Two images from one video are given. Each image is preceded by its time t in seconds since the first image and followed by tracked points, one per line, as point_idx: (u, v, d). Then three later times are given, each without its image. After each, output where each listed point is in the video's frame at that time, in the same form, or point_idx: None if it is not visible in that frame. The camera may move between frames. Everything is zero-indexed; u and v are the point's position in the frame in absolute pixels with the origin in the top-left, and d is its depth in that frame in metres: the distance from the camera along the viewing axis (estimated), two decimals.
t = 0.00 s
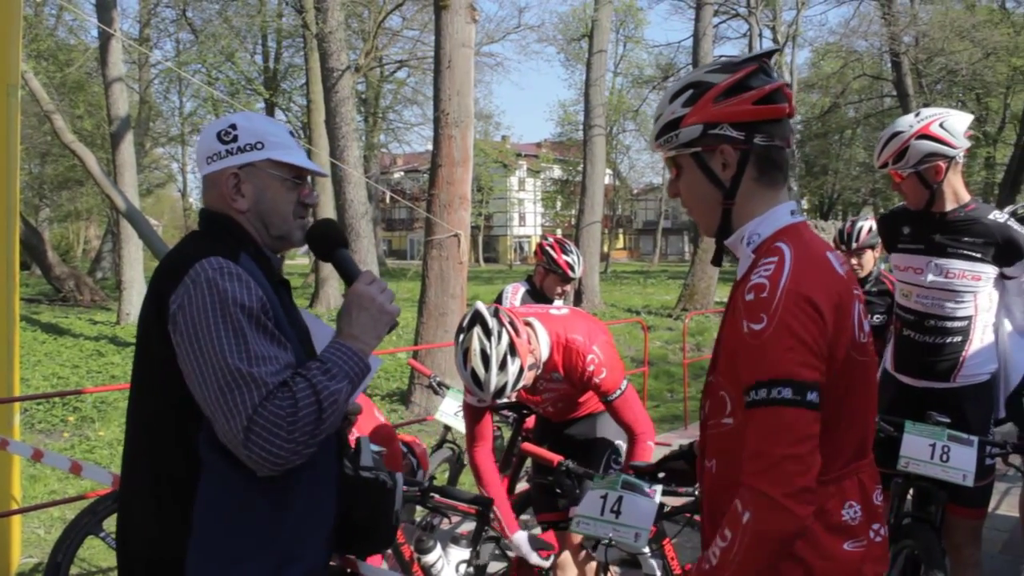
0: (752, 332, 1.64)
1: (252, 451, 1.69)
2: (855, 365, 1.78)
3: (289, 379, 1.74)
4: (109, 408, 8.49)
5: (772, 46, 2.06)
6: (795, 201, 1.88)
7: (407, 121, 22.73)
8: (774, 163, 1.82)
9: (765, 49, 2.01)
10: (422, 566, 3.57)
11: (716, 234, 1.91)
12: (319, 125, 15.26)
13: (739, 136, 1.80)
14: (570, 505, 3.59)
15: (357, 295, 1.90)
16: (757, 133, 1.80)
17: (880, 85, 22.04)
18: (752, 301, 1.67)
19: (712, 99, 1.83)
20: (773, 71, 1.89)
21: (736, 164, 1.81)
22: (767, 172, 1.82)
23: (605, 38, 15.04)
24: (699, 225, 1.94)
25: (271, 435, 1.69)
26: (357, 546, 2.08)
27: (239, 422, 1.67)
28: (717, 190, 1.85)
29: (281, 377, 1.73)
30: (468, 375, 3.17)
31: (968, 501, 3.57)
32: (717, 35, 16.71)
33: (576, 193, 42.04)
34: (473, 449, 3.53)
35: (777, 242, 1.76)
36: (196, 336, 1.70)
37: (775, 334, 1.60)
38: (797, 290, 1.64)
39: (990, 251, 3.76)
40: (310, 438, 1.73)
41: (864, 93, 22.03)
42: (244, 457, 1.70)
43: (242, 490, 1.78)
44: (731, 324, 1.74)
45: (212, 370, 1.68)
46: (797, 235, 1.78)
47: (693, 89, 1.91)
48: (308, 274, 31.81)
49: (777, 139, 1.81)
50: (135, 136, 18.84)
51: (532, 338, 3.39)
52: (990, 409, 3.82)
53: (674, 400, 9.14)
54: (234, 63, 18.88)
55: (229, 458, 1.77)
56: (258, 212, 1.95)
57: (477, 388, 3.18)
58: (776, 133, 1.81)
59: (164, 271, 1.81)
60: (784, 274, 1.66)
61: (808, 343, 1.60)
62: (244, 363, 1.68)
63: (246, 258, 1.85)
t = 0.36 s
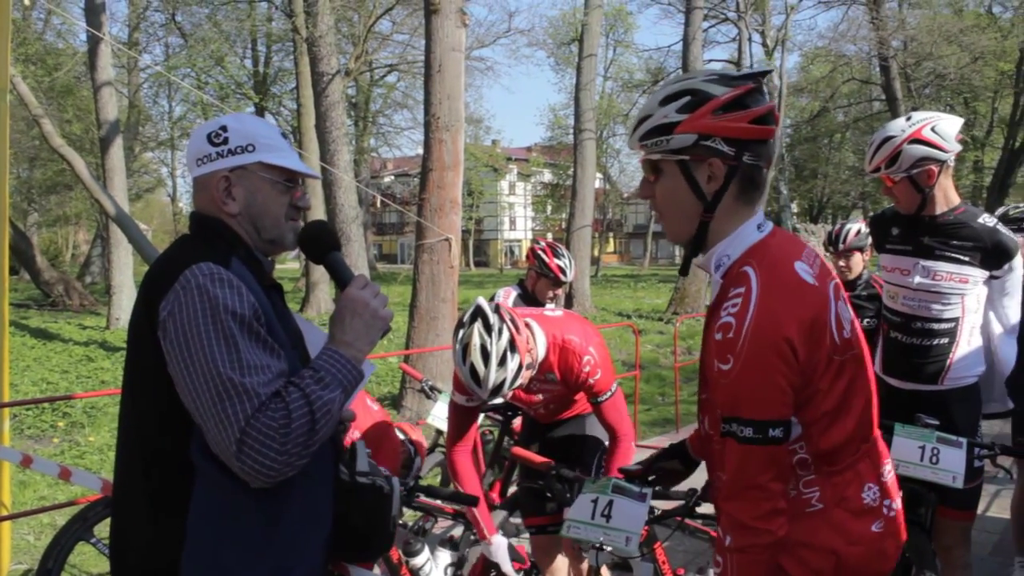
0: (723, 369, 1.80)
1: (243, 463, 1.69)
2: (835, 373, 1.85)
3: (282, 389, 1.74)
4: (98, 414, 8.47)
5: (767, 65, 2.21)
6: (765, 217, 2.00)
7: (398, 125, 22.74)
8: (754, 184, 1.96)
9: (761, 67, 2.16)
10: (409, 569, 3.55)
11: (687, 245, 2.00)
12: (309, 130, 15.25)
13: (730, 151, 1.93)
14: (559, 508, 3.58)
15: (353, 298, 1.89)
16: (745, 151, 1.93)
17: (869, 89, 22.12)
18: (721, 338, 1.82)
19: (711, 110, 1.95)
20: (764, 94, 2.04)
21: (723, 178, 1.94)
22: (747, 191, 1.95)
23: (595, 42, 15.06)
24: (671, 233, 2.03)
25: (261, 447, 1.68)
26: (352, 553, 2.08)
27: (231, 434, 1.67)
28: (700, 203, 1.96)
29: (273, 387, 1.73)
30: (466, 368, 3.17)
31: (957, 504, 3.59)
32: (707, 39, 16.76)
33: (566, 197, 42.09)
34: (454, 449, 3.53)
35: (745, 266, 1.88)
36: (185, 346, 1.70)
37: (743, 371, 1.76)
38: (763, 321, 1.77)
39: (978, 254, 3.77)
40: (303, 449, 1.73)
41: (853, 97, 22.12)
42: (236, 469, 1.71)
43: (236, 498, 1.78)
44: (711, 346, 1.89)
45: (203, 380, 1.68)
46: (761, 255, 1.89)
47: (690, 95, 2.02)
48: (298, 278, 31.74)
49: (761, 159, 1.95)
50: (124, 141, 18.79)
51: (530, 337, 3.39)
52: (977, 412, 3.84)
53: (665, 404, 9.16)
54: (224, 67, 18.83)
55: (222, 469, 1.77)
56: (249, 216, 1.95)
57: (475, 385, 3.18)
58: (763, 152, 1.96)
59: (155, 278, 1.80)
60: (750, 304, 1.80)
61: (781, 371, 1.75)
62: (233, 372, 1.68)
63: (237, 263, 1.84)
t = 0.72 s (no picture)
0: (746, 363, 1.88)
1: (239, 472, 1.68)
2: (846, 361, 1.98)
3: (277, 397, 1.72)
4: (97, 417, 8.46)
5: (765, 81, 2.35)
6: (765, 218, 2.12)
7: (395, 127, 22.74)
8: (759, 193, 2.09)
9: (762, 79, 2.30)
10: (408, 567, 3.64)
11: (697, 248, 2.11)
12: (306, 131, 15.23)
13: (745, 157, 2.05)
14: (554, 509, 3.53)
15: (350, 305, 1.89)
16: (756, 157, 2.08)
17: (866, 87, 22.11)
18: (745, 332, 1.89)
19: (733, 118, 2.06)
20: (771, 106, 2.20)
21: (737, 182, 2.06)
22: (754, 199, 2.08)
23: (592, 42, 15.04)
24: (679, 236, 2.14)
25: (255, 454, 1.67)
26: (353, 556, 2.07)
27: (225, 442, 1.66)
28: (712, 205, 2.07)
29: (268, 394, 1.71)
30: (454, 358, 3.21)
31: (956, 502, 3.59)
32: (703, 39, 16.75)
33: (564, 197, 42.07)
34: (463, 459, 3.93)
35: (757, 262, 1.99)
36: (181, 354, 1.69)
37: (770, 361, 1.84)
38: (781, 315, 1.86)
39: (976, 248, 3.77)
40: (300, 457, 1.73)
41: (850, 95, 22.12)
42: (231, 477, 1.70)
43: (235, 503, 1.78)
44: (727, 341, 1.98)
45: (198, 388, 1.67)
46: (769, 251, 2.01)
47: (710, 101, 2.12)
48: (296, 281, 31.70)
49: (766, 164, 2.11)
50: (120, 145, 18.75)
51: (525, 334, 3.41)
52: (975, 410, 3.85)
53: (664, 403, 9.16)
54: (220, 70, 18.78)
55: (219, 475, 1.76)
56: (246, 217, 1.95)
57: (461, 374, 3.20)
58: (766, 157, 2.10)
59: (152, 280, 1.80)
60: (769, 300, 1.89)
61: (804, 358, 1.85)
62: (227, 380, 1.67)
63: (233, 265, 1.84)
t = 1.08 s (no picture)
0: (733, 365, 1.91)
1: (238, 468, 1.67)
2: (840, 357, 2.00)
3: (279, 393, 1.73)
4: (102, 405, 8.49)
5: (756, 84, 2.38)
6: (751, 217, 2.15)
7: (400, 117, 22.73)
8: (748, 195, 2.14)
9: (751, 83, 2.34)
10: (408, 556, 3.69)
11: (689, 251, 2.13)
12: (311, 121, 15.22)
13: (739, 159, 2.10)
14: (549, 503, 3.60)
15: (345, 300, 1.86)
16: (748, 159, 2.12)
17: (873, 79, 22.02)
18: (733, 335, 1.92)
19: (731, 120, 2.10)
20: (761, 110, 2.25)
21: (732, 185, 2.09)
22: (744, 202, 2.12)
23: (598, 33, 14.99)
24: (670, 238, 2.15)
25: (256, 448, 1.67)
26: (353, 549, 2.07)
27: (226, 438, 1.66)
28: (705, 207, 2.09)
29: (270, 390, 1.71)
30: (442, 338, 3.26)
31: (958, 496, 3.57)
32: (710, 30, 16.68)
33: (569, 188, 42.02)
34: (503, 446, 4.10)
35: (745, 263, 2.01)
36: (180, 348, 1.68)
37: (758, 363, 1.86)
38: (775, 317, 1.88)
39: (974, 237, 3.75)
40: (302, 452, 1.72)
41: (857, 87, 22.04)
42: (231, 473, 1.69)
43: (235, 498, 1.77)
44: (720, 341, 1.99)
45: (198, 382, 1.66)
46: (755, 251, 2.03)
47: (708, 102, 2.15)
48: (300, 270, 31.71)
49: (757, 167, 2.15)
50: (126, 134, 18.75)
51: (522, 327, 3.40)
52: (978, 405, 3.83)
53: (667, 395, 9.16)
54: (225, 59, 18.76)
55: (219, 472, 1.76)
56: (249, 208, 1.94)
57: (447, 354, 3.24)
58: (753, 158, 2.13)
59: (153, 271, 1.80)
60: (758, 303, 1.91)
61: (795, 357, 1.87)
62: (227, 374, 1.66)
63: (236, 257, 1.83)
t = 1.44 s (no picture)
0: (724, 390, 1.87)
1: (291, 424, 1.66)
2: (832, 364, 1.99)
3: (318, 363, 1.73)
4: (107, 388, 8.52)
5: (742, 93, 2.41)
6: (734, 227, 2.14)
7: (410, 107, 22.74)
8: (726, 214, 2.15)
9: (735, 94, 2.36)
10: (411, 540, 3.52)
11: (668, 266, 2.15)
12: (321, 108, 15.22)
13: (712, 177, 2.13)
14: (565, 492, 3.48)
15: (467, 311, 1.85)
16: (726, 177, 2.16)
17: (885, 77, 21.94)
18: (720, 359, 1.89)
19: (703, 139, 2.14)
20: (739, 123, 2.27)
21: (705, 204, 2.12)
22: (722, 218, 2.13)
23: (609, 26, 14.95)
24: (645, 254, 2.19)
25: (314, 405, 1.67)
26: (350, 540, 2.09)
27: (275, 403, 1.65)
28: (680, 226, 2.13)
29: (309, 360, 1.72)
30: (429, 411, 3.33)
31: (960, 497, 3.57)
32: (722, 24, 16.62)
33: (578, 181, 41.97)
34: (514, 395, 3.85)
35: (726, 282, 1.98)
36: (199, 328, 1.67)
37: (744, 388, 1.84)
38: (760, 337, 1.85)
39: (981, 239, 3.74)
40: (381, 414, 1.72)
41: (869, 85, 21.94)
42: (281, 435, 1.68)
43: (239, 489, 1.77)
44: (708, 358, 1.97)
45: (231, 356, 1.65)
46: (738, 271, 1.99)
47: (679, 120, 2.20)
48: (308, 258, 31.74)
49: (736, 183, 2.19)
50: (136, 118, 18.77)
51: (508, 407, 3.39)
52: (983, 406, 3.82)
53: (672, 390, 9.16)
54: (236, 45, 18.78)
55: (218, 470, 1.75)
56: (251, 193, 1.95)
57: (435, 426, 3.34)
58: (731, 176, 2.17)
59: (155, 259, 1.78)
60: (744, 323, 1.88)
61: (778, 378, 1.85)
62: (264, 344, 1.67)
63: (241, 243, 1.82)
